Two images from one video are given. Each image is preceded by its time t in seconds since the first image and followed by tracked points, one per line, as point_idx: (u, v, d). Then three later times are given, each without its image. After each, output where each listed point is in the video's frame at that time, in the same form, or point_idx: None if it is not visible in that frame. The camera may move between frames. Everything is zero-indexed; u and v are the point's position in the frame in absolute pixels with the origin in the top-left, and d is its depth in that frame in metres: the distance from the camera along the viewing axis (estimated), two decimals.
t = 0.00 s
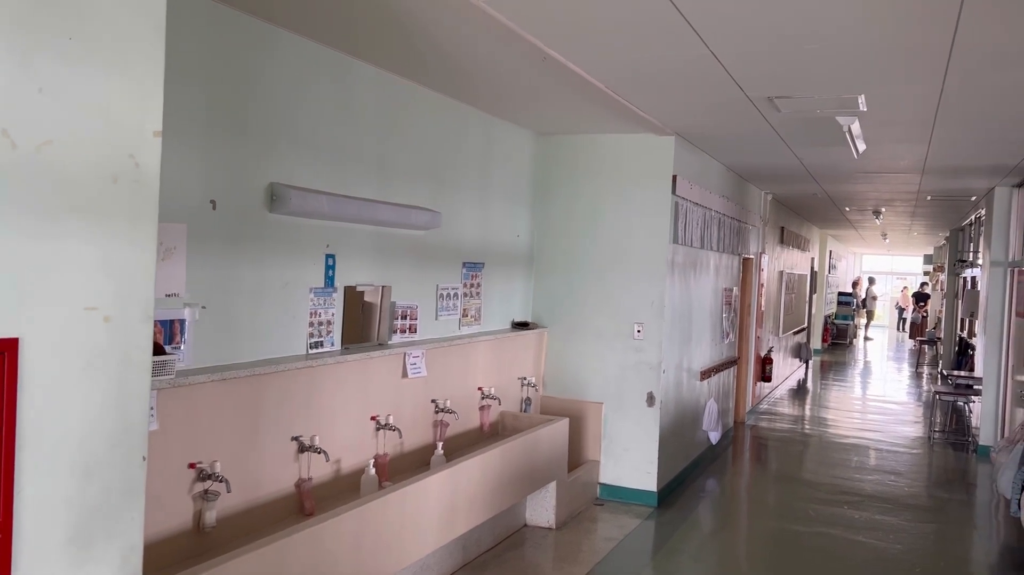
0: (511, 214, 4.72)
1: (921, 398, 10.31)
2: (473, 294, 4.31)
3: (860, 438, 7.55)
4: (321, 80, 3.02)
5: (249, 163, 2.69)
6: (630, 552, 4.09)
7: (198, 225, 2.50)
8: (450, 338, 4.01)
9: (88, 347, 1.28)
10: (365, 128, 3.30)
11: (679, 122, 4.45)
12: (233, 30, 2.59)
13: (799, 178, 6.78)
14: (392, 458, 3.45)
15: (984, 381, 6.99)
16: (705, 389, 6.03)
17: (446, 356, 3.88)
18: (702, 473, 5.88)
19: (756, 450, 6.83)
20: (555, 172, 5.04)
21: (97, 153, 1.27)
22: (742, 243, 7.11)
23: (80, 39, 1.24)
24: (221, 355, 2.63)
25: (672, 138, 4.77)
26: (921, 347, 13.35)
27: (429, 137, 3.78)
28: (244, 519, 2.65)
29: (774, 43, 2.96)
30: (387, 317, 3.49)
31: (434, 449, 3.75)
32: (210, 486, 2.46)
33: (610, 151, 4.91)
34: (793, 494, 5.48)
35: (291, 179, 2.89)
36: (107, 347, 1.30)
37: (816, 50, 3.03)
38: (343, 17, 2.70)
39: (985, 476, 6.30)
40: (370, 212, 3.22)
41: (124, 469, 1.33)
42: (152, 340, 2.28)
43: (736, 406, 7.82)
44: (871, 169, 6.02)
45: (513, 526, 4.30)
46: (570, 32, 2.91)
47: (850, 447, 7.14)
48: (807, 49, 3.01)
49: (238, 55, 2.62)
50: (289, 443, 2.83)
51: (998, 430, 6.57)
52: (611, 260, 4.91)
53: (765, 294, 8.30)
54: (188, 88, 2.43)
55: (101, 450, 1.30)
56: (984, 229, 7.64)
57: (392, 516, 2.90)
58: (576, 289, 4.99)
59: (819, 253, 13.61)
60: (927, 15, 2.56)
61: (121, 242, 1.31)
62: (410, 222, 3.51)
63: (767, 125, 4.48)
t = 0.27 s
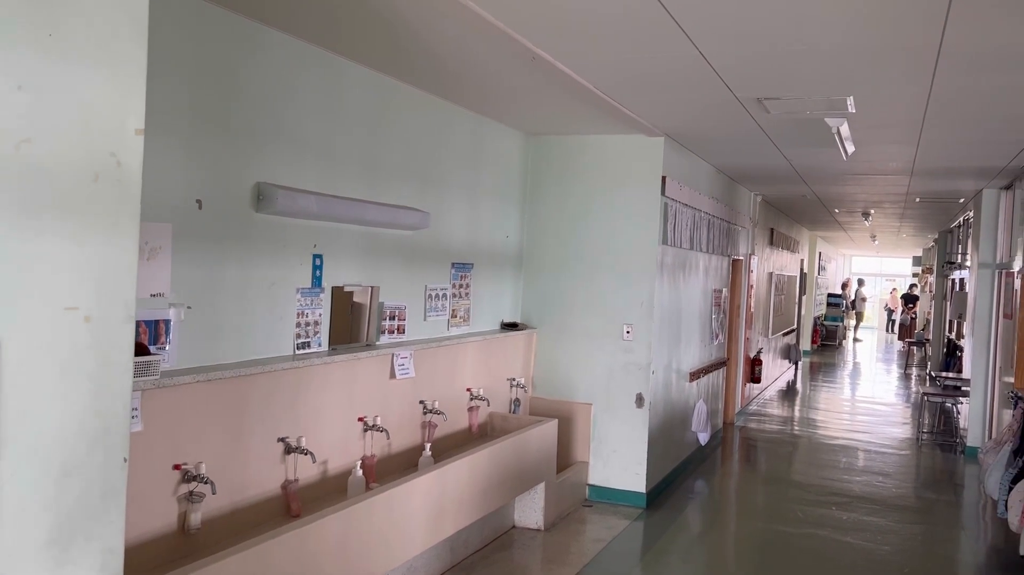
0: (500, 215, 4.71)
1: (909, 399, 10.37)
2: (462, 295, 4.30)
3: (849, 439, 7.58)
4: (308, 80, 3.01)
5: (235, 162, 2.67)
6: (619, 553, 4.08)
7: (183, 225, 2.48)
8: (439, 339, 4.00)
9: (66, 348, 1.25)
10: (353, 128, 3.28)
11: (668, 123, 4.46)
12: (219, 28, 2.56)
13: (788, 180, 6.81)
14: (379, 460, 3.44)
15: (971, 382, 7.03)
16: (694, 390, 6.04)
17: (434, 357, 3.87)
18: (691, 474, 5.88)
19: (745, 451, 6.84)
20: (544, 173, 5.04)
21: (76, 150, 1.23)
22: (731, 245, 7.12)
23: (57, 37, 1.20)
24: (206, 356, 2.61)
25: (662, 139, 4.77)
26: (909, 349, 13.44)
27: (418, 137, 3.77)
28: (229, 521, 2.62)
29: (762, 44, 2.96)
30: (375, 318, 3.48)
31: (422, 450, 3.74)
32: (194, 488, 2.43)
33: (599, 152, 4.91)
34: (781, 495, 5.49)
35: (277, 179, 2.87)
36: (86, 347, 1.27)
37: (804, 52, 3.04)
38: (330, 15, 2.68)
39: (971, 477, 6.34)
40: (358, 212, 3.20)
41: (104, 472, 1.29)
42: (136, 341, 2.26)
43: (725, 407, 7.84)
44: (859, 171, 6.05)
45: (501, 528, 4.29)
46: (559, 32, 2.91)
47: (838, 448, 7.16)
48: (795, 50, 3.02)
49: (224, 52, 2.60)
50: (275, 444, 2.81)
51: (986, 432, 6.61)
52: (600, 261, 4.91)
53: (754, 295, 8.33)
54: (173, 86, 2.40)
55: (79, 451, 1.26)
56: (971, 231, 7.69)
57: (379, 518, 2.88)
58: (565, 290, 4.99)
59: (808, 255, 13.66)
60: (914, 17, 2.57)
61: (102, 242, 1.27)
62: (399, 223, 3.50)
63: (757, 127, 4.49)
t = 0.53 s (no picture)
0: (497, 214, 4.70)
1: (907, 398, 10.38)
2: (458, 294, 4.29)
3: (846, 439, 7.58)
4: (303, 79, 3.00)
5: (229, 161, 2.66)
6: (615, 553, 4.08)
7: (177, 224, 2.47)
8: (434, 339, 3.99)
9: (54, 348, 1.22)
10: (348, 127, 3.27)
11: (665, 122, 4.45)
12: (212, 27, 2.55)
13: (785, 180, 6.80)
14: (374, 460, 3.43)
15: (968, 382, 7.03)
16: (691, 390, 6.04)
17: (430, 357, 3.86)
18: (688, 474, 5.88)
19: (742, 451, 6.84)
20: (541, 172, 5.03)
21: (63, 149, 1.22)
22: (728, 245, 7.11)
23: (42, 34, 1.18)
24: (200, 355, 2.59)
25: (659, 139, 4.76)
26: (906, 348, 13.44)
27: (414, 136, 3.76)
28: (222, 521, 2.61)
29: (758, 43, 2.94)
30: (370, 318, 3.47)
31: (418, 450, 3.73)
32: (188, 488, 2.43)
33: (596, 152, 4.90)
34: (778, 495, 5.49)
35: (272, 178, 2.86)
36: (73, 347, 1.24)
37: (801, 52, 3.03)
38: (324, 14, 2.67)
39: (968, 476, 6.34)
40: (354, 212, 3.19)
41: (93, 473, 1.27)
42: (129, 341, 2.25)
43: (722, 406, 7.84)
44: (856, 171, 6.05)
45: (497, 527, 4.29)
46: (556, 31, 2.90)
47: (835, 448, 7.16)
48: (792, 50, 3.01)
49: (218, 51, 2.58)
50: (269, 444, 2.80)
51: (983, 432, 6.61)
52: (597, 260, 4.90)
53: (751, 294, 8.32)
54: (165, 84, 2.39)
55: (68, 453, 1.23)
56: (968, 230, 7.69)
57: (373, 519, 2.87)
58: (562, 290, 4.98)
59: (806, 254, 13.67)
60: (911, 17, 2.56)
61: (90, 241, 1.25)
62: (394, 222, 3.49)
63: (754, 126, 4.48)
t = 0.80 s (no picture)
0: (503, 212, 4.69)
1: (917, 397, 10.31)
2: (465, 292, 4.28)
3: (855, 438, 7.53)
4: (309, 77, 3.00)
5: (234, 160, 2.66)
6: (622, 552, 4.07)
7: (182, 223, 2.47)
8: (441, 337, 3.98)
9: (57, 346, 1.22)
10: (353, 125, 3.27)
11: (671, 119, 4.42)
12: (218, 25, 2.55)
13: (794, 177, 6.76)
14: (381, 458, 3.43)
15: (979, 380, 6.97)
16: (699, 388, 6.02)
17: (437, 355, 3.86)
18: (696, 472, 5.86)
19: (751, 449, 6.81)
20: (548, 170, 5.01)
21: (65, 147, 1.21)
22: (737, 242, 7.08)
23: (44, 31, 1.18)
24: (207, 353, 2.60)
25: (667, 136, 4.74)
26: (916, 346, 13.35)
27: (420, 134, 3.76)
28: (228, 519, 2.61)
29: (765, 39, 2.92)
30: (377, 316, 3.47)
31: (424, 448, 3.73)
32: (194, 486, 2.43)
33: (603, 149, 4.88)
34: (787, 493, 5.46)
35: (278, 177, 2.86)
36: (76, 345, 1.24)
37: (808, 48, 3.01)
38: (329, 11, 2.66)
39: (979, 475, 6.29)
40: (360, 210, 3.19)
41: (96, 471, 1.27)
42: (135, 339, 2.26)
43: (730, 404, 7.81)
44: (865, 167, 6.00)
45: (504, 525, 4.28)
46: (561, 28, 2.88)
47: (844, 447, 7.12)
48: (799, 46, 2.98)
49: (224, 49, 2.59)
50: (276, 442, 2.80)
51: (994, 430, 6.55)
52: (604, 258, 4.88)
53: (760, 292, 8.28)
54: (169, 83, 2.39)
55: (71, 451, 1.23)
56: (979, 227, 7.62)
57: (379, 517, 2.87)
58: (569, 288, 4.97)
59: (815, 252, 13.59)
60: (919, 13, 2.53)
61: (93, 239, 1.25)
62: (401, 220, 3.48)
63: (762, 123, 4.46)
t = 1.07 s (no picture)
0: (517, 209, 4.67)
1: (938, 395, 10.17)
2: (479, 290, 4.27)
3: (876, 436, 7.43)
4: (322, 74, 3.00)
5: (248, 158, 2.67)
6: (638, 550, 4.04)
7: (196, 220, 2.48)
8: (455, 334, 3.98)
9: (65, 343, 1.22)
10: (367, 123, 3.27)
11: (687, 115, 4.38)
12: (230, 24, 2.56)
13: (813, 172, 6.68)
14: (395, 455, 3.43)
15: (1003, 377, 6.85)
16: (716, 386, 5.97)
17: (451, 353, 3.85)
18: (713, 471, 5.81)
19: (769, 447, 6.74)
20: (563, 167, 4.99)
21: (73, 144, 1.21)
22: (754, 239, 7.01)
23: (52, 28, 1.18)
24: (221, 351, 2.61)
25: (682, 131, 4.70)
26: (938, 344, 13.16)
27: (433, 132, 3.75)
28: (243, 516, 2.62)
29: (781, 33, 2.88)
30: (391, 313, 3.46)
31: (438, 445, 3.72)
32: (208, 483, 2.44)
33: (618, 146, 4.85)
34: (805, 492, 5.39)
35: (291, 174, 2.86)
36: (85, 343, 1.24)
37: (825, 42, 2.96)
38: (341, 9, 2.66)
39: (1002, 474, 6.18)
40: (373, 207, 3.18)
41: (106, 468, 1.27)
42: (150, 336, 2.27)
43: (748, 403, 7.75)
44: (885, 163, 5.91)
45: (519, 524, 4.27)
46: (573, 24, 2.86)
47: (864, 445, 7.03)
48: (816, 40, 2.94)
49: (236, 48, 2.59)
50: (290, 439, 2.81)
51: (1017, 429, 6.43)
52: (620, 255, 4.85)
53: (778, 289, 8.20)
54: (182, 82, 2.40)
55: (80, 448, 1.24)
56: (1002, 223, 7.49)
57: (392, 515, 2.86)
58: (585, 285, 4.94)
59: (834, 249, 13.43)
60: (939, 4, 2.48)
61: (102, 236, 1.25)
62: (414, 218, 3.48)
63: (779, 118, 4.40)
